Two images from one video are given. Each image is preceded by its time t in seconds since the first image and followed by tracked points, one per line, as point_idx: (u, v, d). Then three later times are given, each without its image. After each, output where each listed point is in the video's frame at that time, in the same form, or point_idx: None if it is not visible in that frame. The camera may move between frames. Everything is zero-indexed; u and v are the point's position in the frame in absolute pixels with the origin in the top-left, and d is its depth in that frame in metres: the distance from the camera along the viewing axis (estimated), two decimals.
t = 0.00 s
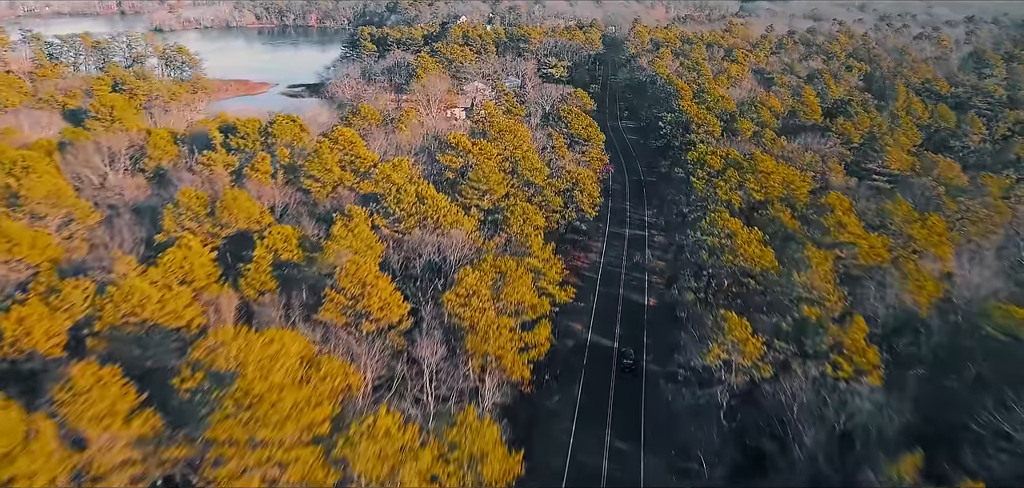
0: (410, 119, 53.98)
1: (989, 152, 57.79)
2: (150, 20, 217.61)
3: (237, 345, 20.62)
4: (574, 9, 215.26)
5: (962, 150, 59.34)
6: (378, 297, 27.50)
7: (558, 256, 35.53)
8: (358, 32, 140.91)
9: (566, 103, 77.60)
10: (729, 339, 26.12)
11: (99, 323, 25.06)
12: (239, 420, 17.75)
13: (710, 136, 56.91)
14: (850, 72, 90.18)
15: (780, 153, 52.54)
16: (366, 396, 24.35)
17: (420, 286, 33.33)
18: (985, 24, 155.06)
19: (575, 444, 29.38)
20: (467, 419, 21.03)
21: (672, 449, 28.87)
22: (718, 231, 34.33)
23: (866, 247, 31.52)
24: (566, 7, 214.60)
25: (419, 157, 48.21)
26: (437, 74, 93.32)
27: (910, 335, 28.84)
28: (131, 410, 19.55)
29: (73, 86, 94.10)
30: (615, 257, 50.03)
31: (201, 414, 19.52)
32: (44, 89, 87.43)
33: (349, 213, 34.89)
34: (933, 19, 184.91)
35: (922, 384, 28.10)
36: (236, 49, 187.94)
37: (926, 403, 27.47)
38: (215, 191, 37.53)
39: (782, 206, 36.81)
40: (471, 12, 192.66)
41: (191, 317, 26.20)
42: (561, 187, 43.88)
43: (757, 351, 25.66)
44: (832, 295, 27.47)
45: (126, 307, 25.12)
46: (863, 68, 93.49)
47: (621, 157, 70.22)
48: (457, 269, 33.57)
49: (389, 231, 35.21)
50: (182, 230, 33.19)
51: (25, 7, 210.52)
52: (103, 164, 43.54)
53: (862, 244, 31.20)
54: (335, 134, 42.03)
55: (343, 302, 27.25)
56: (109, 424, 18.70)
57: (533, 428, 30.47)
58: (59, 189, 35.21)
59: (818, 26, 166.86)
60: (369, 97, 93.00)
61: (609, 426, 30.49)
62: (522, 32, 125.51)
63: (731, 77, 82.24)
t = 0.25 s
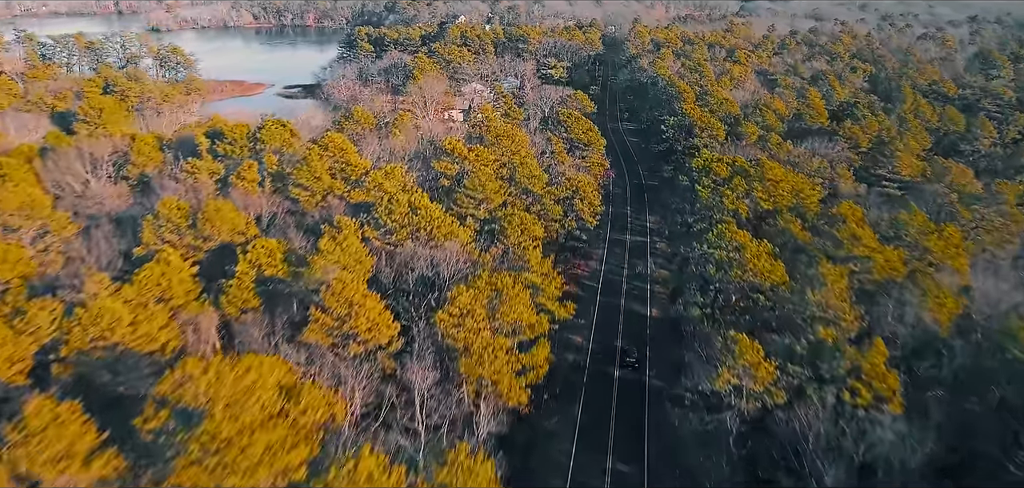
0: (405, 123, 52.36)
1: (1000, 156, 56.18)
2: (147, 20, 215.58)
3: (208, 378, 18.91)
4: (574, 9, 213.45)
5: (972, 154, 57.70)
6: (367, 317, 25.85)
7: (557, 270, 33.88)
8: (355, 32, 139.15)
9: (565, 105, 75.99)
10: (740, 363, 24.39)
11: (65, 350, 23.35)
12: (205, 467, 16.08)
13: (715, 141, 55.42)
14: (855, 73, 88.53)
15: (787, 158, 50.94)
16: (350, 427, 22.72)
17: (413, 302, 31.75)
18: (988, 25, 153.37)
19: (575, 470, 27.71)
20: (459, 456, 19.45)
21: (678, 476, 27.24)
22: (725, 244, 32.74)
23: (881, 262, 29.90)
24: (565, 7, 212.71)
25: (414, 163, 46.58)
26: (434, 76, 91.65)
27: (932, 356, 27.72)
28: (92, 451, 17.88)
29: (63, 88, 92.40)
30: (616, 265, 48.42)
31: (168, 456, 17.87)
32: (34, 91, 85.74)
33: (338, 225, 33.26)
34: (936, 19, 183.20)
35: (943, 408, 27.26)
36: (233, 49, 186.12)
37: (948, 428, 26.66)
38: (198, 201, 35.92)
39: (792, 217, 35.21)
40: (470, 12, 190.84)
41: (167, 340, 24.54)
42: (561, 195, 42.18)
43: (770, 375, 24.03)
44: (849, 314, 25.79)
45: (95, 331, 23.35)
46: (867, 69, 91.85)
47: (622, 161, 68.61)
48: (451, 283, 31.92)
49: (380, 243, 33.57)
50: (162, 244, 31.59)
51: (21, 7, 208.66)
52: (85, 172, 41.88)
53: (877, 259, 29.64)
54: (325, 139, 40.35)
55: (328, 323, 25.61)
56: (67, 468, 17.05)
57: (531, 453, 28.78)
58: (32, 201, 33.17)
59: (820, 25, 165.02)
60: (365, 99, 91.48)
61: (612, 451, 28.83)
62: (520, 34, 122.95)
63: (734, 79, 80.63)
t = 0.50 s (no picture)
0: (400, 127, 50.70)
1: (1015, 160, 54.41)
2: (144, 20, 213.59)
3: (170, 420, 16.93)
4: (574, 9, 211.62)
5: (985, 158, 55.94)
6: (354, 342, 23.99)
7: (556, 285, 32.03)
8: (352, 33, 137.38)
9: (565, 109, 74.33)
10: (754, 393, 22.65)
11: (27, 379, 21.70)
12: None
13: (719, 146, 53.79)
14: (860, 75, 86.82)
15: (794, 164, 49.22)
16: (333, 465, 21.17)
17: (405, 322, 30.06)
18: (993, 26, 151.57)
19: None
20: None
21: None
22: (734, 259, 31.02)
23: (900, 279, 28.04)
24: (565, 7, 210.74)
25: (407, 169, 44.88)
26: (431, 78, 89.88)
27: (959, 385, 27.28)
28: None
29: (53, 90, 90.58)
30: (617, 274, 46.74)
31: None
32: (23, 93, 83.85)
33: (326, 238, 31.57)
34: (939, 18, 181.40)
35: (970, 442, 25.71)
36: (230, 49, 184.22)
37: (975, 465, 24.80)
38: (180, 212, 34.24)
39: (803, 229, 33.54)
40: (468, 11, 188.94)
41: (135, 368, 22.99)
42: (560, 204, 40.44)
43: (788, 405, 22.22)
44: (867, 338, 24.07)
45: (54, 360, 21.44)
46: (873, 71, 90.13)
47: (623, 165, 66.90)
48: (444, 301, 30.46)
49: (370, 256, 31.94)
50: (139, 259, 29.92)
51: (19, 7, 206.99)
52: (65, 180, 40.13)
53: (895, 274, 28.01)
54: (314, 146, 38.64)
55: (311, 348, 23.77)
56: None
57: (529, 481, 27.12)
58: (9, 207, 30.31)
59: (823, 25, 163.24)
60: (361, 102, 89.79)
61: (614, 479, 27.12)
62: (518, 35, 120.43)
63: (737, 82, 78.97)
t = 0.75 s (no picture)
0: (394, 132, 49.06)
1: None
2: (140, 20, 211.65)
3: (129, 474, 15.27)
4: (574, 9, 209.91)
5: (998, 164, 54.30)
6: (338, 371, 22.26)
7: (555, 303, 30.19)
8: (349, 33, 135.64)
9: (565, 112, 72.65)
10: (770, 427, 20.86)
11: None
12: None
13: (725, 153, 52.12)
14: (866, 76, 85.19)
15: (802, 171, 47.49)
16: None
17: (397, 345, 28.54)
18: (997, 26, 150.04)
19: None
20: None
21: None
22: (744, 275, 29.15)
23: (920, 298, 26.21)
24: (565, 7, 208.97)
25: (401, 177, 43.15)
26: (428, 79, 88.21)
27: (989, 414, 25.93)
28: None
29: (43, 92, 88.75)
30: (618, 284, 45.01)
31: None
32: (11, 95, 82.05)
33: (312, 253, 29.67)
34: (941, 18, 179.82)
35: (997, 473, 24.17)
36: (226, 49, 182.36)
37: None
38: (159, 225, 32.50)
39: (815, 242, 31.83)
40: (468, 11, 187.23)
41: (101, 399, 21.49)
42: (560, 215, 38.62)
43: (807, 441, 20.47)
44: (889, 364, 22.48)
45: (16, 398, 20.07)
46: (879, 72, 88.48)
47: (625, 170, 65.20)
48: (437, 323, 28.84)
49: (359, 272, 30.21)
50: (113, 276, 28.17)
51: (14, 6, 204.93)
52: (42, 190, 38.38)
53: (916, 292, 26.31)
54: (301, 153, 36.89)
55: (292, 378, 21.95)
56: None
57: None
58: None
59: (825, 26, 161.63)
60: (358, 106, 88.20)
61: None
62: (518, 35, 119.35)
63: (740, 84, 77.33)
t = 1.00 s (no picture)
0: (388, 137, 47.36)
1: None
2: (137, 20, 209.85)
3: None
4: (574, 9, 208.22)
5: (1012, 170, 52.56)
6: (319, 404, 20.62)
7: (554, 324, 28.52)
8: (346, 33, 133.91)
9: (564, 116, 70.99)
10: (788, 470, 19.12)
11: None
12: None
13: (730, 159, 50.36)
14: (872, 78, 83.46)
15: (810, 178, 45.78)
16: None
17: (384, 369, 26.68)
18: (1001, 27, 148.48)
19: None
20: None
21: None
22: (756, 295, 27.51)
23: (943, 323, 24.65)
24: (565, 7, 207.30)
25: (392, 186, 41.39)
26: (425, 82, 86.59)
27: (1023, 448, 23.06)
28: None
29: (32, 94, 87.05)
30: (620, 295, 43.25)
31: None
32: None
33: (297, 269, 27.97)
34: (944, 18, 178.22)
35: None
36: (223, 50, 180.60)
37: None
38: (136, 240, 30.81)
39: (830, 258, 30.06)
40: (467, 11, 185.54)
41: (61, 436, 20.22)
42: (559, 226, 36.67)
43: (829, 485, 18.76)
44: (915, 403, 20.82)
45: None
46: (885, 74, 86.79)
47: (626, 176, 63.51)
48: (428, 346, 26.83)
49: (348, 290, 28.48)
50: (82, 296, 26.44)
51: (10, 6, 203.16)
52: (17, 199, 36.67)
53: (938, 315, 24.80)
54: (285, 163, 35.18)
55: (268, 413, 20.19)
56: None
57: None
58: None
59: (827, 26, 160.06)
60: (354, 110, 86.87)
61: None
62: (517, 36, 116.98)
63: (744, 87, 75.68)
